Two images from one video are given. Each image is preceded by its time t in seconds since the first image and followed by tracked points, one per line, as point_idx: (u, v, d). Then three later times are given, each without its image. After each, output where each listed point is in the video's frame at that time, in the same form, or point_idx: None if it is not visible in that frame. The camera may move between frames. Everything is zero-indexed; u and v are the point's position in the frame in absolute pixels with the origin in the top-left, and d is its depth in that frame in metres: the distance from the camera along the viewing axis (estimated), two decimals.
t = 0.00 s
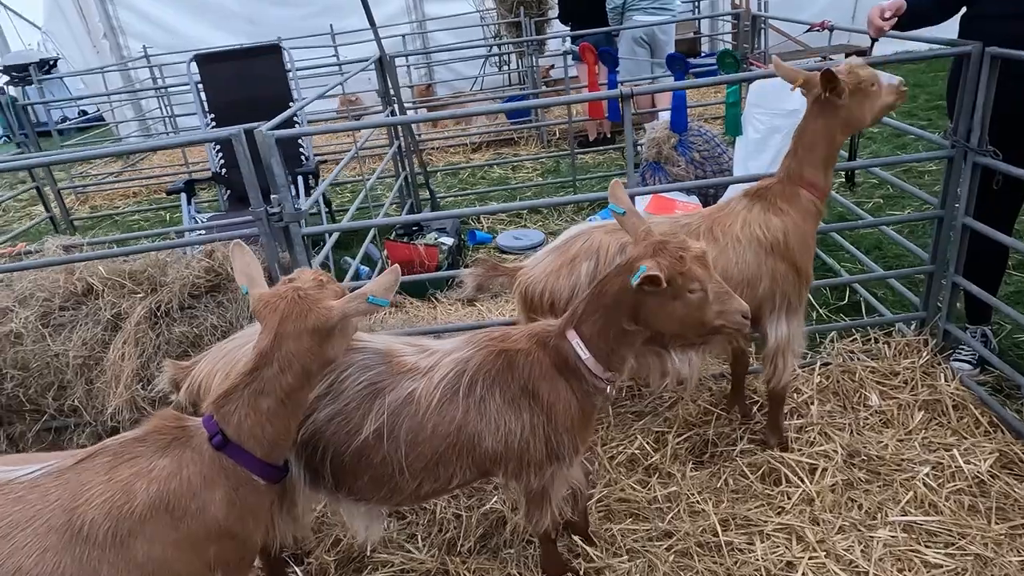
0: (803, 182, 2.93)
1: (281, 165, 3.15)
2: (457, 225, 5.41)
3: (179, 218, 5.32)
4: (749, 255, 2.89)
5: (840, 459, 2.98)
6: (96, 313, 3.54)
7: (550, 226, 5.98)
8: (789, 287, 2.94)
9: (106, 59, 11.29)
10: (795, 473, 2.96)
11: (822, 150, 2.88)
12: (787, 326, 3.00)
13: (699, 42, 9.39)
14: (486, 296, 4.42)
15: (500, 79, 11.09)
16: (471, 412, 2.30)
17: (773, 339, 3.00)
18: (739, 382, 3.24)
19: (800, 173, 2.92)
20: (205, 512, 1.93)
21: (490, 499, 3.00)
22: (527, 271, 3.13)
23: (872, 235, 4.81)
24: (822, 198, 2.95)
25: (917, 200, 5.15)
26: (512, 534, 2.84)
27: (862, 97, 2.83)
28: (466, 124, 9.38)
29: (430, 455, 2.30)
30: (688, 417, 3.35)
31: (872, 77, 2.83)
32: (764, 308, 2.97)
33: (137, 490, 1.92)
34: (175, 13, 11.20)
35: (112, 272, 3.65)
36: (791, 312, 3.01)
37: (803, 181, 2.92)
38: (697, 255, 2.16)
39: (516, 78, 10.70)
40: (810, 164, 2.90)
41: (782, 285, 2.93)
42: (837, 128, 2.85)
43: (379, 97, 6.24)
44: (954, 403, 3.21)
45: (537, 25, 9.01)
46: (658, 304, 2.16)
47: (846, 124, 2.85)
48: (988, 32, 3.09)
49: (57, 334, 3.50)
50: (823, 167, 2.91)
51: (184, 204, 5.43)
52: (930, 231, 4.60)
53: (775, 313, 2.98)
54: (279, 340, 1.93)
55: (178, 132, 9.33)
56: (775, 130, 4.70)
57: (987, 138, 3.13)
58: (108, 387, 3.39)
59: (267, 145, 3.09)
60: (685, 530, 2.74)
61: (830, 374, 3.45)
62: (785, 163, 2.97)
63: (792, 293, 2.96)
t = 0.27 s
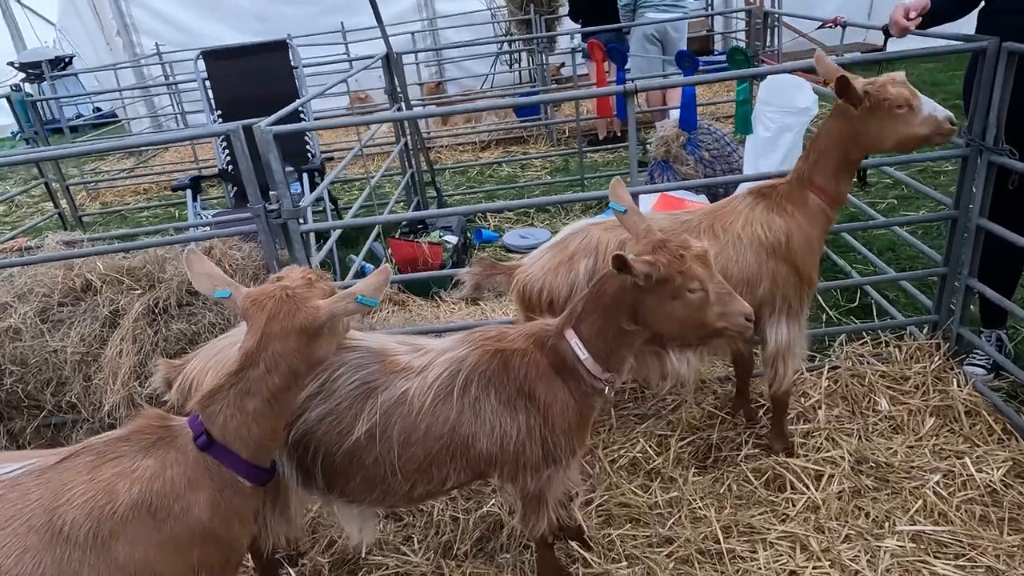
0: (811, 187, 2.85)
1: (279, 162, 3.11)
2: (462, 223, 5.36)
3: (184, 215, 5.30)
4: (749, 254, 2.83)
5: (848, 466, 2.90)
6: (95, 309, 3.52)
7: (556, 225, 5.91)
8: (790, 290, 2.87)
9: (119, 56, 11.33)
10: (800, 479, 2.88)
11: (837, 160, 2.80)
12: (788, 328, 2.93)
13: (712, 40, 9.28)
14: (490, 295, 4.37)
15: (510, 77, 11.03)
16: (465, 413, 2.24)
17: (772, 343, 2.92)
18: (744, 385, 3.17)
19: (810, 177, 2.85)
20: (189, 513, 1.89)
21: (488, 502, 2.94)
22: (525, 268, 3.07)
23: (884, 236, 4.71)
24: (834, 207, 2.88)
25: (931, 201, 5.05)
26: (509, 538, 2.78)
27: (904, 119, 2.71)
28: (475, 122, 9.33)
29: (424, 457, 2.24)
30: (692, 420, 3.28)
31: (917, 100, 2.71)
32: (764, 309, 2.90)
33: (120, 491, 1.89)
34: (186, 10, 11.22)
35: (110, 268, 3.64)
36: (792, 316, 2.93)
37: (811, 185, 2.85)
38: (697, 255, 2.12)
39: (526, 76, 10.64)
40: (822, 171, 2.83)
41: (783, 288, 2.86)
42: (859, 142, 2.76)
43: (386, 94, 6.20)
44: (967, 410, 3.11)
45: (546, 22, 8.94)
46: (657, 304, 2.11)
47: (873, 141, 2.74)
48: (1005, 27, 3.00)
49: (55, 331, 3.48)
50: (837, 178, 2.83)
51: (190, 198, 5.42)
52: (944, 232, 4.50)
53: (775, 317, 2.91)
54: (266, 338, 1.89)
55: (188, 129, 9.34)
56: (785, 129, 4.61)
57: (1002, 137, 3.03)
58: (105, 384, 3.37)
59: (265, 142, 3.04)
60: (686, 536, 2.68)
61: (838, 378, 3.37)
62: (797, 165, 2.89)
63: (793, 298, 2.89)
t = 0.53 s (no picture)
0: (830, 197, 2.79)
1: (288, 159, 3.09)
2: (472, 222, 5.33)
3: (194, 212, 5.31)
4: (752, 256, 2.79)
5: (861, 472, 2.84)
6: (104, 306, 3.52)
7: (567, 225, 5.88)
8: (795, 297, 2.82)
9: (134, 54, 11.38)
10: (812, 485, 2.83)
11: (860, 175, 2.72)
12: (794, 333, 2.87)
13: (726, 38, 9.20)
14: (499, 295, 4.34)
15: (522, 76, 10.99)
16: (471, 413, 2.21)
17: (778, 348, 2.86)
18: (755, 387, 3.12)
19: (830, 187, 2.79)
20: (191, 514, 1.88)
21: (495, 504, 2.90)
22: (528, 267, 3.05)
23: (900, 238, 4.64)
24: (850, 223, 2.81)
25: (948, 202, 4.96)
26: (515, 541, 2.74)
27: (947, 152, 2.61)
28: (487, 121, 9.30)
29: (429, 457, 2.21)
30: (701, 423, 3.23)
31: (966, 136, 2.60)
32: (770, 311, 2.84)
33: (121, 491, 1.88)
34: (200, 8, 11.26)
35: (119, 265, 3.64)
36: (798, 322, 2.87)
37: (830, 196, 2.79)
38: (706, 253, 2.09)
39: (538, 75, 10.60)
40: (845, 182, 2.75)
41: (789, 293, 2.81)
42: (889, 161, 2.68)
43: (397, 92, 6.18)
44: (984, 416, 3.05)
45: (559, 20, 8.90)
46: (665, 304, 2.08)
47: (905, 161, 2.66)
48: None
49: (64, 328, 3.49)
50: (857, 194, 2.76)
51: (200, 195, 5.42)
52: (961, 234, 4.42)
53: (780, 322, 2.85)
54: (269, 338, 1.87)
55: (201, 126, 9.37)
56: (799, 128, 4.54)
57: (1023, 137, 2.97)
58: (113, 381, 3.37)
59: (274, 139, 3.03)
60: (695, 541, 2.63)
61: (852, 383, 3.31)
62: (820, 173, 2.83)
63: (799, 304, 2.84)
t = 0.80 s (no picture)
0: (846, 203, 2.75)
1: (300, 157, 3.09)
2: (484, 221, 5.32)
3: (207, 209, 5.32)
4: (764, 258, 2.77)
5: (877, 476, 2.81)
6: (117, 303, 3.53)
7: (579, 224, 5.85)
8: (806, 301, 2.79)
9: (148, 51, 11.45)
10: (827, 489, 2.79)
11: (879, 182, 2.68)
12: (805, 337, 2.84)
13: (740, 37, 9.13)
14: (510, 294, 4.32)
15: (535, 74, 10.96)
16: (484, 411, 2.20)
17: (790, 351, 2.84)
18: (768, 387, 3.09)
19: (848, 193, 2.75)
20: (202, 512, 1.87)
21: (506, 504, 2.88)
22: (536, 265, 3.04)
23: (917, 239, 4.58)
24: (866, 230, 2.76)
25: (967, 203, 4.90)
26: (525, 541, 2.73)
27: (971, 165, 2.56)
28: (499, 119, 9.28)
29: (442, 454, 2.20)
30: (714, 424, 3.20)
31: (994, 150, 2.54)
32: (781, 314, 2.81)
33: (133, 488, 1.87)
34: (214, 6, 11.30)
35: (133, 262, 3.65)
36: (810, 326, 2.84)
37: (846, 202, 2.75)
38: (720, 253, 2.03)
39: (551, 74, 10.56)
40: (864, 188, 2.71)
41: (800, 296, 2.79)
42: (911, 169, 2.64)
43: (409, 90, 6.17)
44: (1003, 420, 3.00)
45: (572, 19, 8.86)
46: (676, 303, 2.04)
47: (928, 171, 2.61)
48: None
49: (78, 323, 3.50)
50: (875, 202, 2.71)
51: (213, 192, 5.43)
52: (980, 236, 4.36)
53: (792, 326, 2.82)
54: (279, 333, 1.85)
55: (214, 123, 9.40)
56: (815, 128, 4.49)
57: None
58: (126, 377, 3.38)
59: (287, 137, 3.03)
60: (707, 545, 2.61)
61: (867, 386, 3.27)
62: (838, 177, 2.79)
63: (811, 308, 2.81)
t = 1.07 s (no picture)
0: (862, 203, 2.69)
1: (312, 153, 3.07)
2: (494, 219, 5.29)
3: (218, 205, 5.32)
4: (776, 258, 2.73)
5: (894, 481, 2.76)
6: (128, 298, 3.52)
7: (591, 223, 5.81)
8: (819, 303, 2.75)
9: (161, 48, 11.49)
10: (843, 493, 2.75)
11: (895, 183, 2.62)
12: (819, 339, 2.80)
13: (754, 35, 9.06)
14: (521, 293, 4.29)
15: (546, 72, 10.92)
16: (498, 408, 2.17)
17: (803, 353, 2.81)
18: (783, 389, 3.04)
19: (864, 194, 2.69)
20: (212, 508, 1.85)
21: (516, 505, 2.85)
22: (545, 263, 3.00)
23: (935, 240, 4.51)
24: (882, 231, 2.69)
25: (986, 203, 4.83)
26: (536, 542, 2.69)
27: (992, 165, 2.48)
28: (510, 117, 9.26)
29: (457, 451, 2.17)
30: (728, 425, 3.16)
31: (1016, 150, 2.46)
32: (794, 316, 2.78)
33: (143, 484, 1.86)
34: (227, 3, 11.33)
35: (144, 258, 3.63)
36: (824, 328, 2.79)
37: (863, 203, 2.69)
38: (717, 250, 1.94)
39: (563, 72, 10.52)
40: (880, 189, 2.64)
41: (813, 298, 2.75)
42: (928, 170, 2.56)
43: (421, 87, 6.15)
44: None
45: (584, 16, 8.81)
46: (672, 300, 1.97)
47: (947, 171, 2.54)
48: None
49: (89, 319, 3.49)
50: (891, 202, 2.64)
51: (224, 189, 5.42)
52: (999, 237, 4.29)
53: (805, 328, 2.79)
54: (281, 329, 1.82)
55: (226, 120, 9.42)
56: (831, 127, 4.43)
57: None
58: (137, 372, 3.38)
59: (298, 133, 3.01)
60: (721, 548, 2.57)
61: (884, 389, 3.22)
62: (855, 177, 2.73)
63: (824, 310, 2.77)
